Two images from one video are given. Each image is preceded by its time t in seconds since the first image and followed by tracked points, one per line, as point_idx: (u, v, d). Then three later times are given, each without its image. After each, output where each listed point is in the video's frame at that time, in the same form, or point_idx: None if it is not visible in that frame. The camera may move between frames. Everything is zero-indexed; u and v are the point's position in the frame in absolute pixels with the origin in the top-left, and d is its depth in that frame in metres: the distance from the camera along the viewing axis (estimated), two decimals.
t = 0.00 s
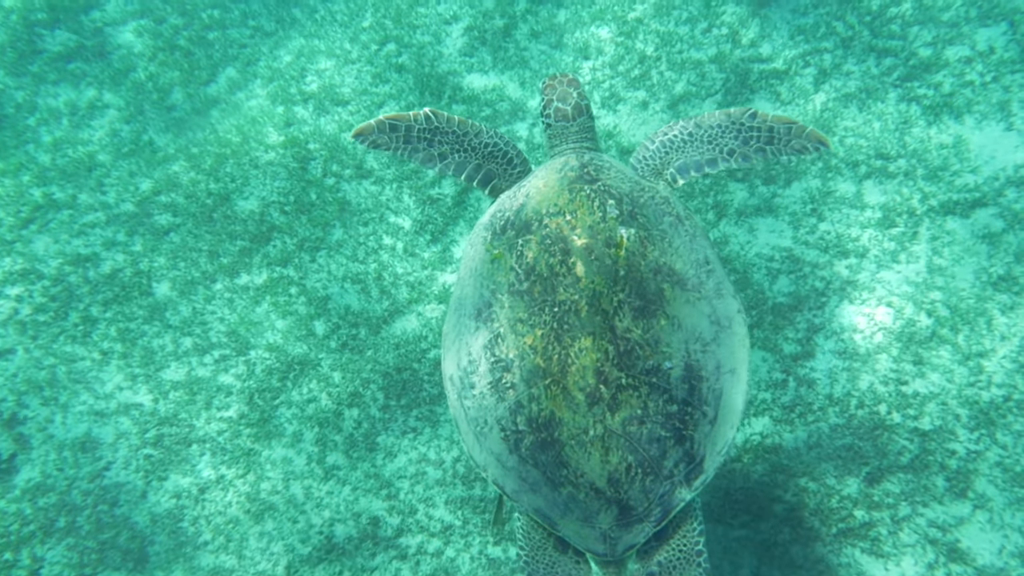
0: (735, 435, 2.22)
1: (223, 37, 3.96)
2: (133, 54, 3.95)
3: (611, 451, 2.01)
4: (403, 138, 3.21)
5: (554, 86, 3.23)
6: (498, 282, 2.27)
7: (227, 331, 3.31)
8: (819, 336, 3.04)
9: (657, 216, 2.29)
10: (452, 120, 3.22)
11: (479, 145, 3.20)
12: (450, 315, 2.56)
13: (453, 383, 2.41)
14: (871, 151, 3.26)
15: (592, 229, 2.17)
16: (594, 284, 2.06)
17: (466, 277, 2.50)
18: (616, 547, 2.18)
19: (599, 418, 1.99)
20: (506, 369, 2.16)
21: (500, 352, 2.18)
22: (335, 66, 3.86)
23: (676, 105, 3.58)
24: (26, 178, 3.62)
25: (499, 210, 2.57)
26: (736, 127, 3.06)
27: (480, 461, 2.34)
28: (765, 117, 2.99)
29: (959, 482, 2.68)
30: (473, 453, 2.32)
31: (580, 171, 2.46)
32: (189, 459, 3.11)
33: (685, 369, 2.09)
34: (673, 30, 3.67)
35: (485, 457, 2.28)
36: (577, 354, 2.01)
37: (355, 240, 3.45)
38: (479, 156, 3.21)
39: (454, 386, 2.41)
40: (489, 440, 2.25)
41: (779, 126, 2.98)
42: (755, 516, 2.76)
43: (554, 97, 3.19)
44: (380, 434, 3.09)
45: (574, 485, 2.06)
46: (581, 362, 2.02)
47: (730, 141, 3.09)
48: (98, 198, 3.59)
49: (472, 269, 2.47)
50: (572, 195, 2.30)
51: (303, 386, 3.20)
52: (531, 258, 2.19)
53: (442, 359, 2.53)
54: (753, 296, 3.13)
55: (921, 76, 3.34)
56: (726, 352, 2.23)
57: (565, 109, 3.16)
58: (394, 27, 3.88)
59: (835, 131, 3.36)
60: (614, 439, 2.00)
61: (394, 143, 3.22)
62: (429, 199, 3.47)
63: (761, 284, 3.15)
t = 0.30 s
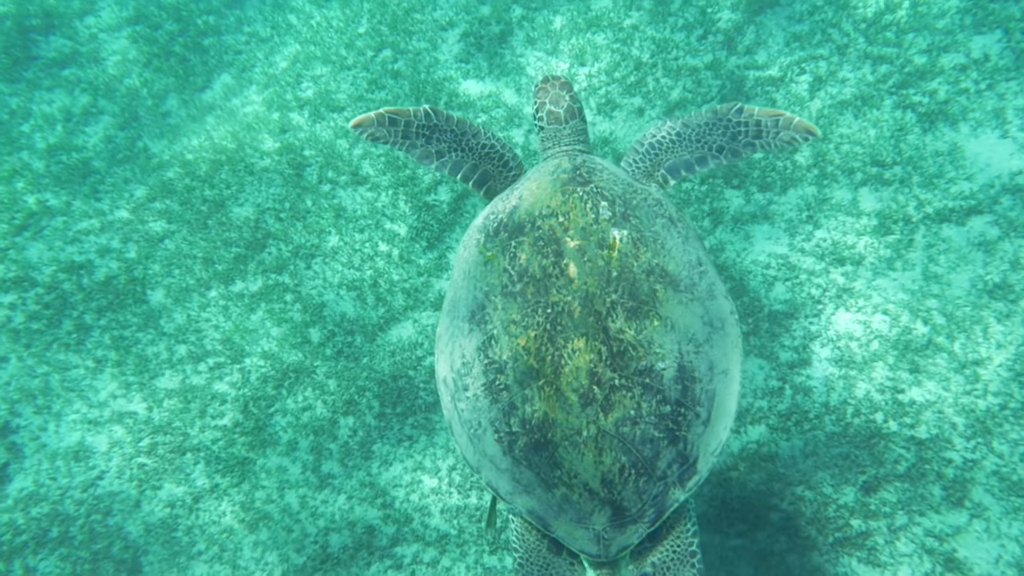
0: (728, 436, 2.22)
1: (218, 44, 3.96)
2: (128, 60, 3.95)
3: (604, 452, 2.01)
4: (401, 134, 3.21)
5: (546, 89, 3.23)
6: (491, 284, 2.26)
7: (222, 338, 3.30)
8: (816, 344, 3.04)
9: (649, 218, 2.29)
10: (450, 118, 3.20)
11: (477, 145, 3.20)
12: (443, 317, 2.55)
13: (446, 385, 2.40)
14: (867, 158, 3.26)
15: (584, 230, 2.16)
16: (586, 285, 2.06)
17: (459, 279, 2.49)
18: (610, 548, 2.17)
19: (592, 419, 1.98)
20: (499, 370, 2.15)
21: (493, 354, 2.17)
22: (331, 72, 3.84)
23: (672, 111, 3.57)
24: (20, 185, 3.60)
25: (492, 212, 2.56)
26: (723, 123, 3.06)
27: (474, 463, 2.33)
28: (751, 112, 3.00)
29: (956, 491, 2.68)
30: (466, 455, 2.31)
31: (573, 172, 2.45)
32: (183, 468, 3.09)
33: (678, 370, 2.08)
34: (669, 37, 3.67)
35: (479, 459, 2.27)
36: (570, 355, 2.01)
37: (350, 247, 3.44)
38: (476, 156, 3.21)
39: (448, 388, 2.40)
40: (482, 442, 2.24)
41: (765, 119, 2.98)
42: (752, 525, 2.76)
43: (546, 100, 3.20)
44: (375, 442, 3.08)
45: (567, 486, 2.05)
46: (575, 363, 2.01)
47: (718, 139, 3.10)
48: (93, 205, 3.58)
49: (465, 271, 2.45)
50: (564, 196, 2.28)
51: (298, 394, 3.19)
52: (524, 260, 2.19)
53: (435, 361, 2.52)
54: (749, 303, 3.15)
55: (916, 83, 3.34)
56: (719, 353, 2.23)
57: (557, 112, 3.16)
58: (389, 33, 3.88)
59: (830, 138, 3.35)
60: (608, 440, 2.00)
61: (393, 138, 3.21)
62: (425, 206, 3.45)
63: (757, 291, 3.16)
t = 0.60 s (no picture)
0: (721, 437, 2.22)
1: (213, 48, 3.95)
2: (122, 65, 3.93)
3: (598, 453, 2.00)
4: (399, 130, 3.19)
5: (539, 92, 3.25)
6: (484, 285, 2.25)
7: (216, 345, 3.29)
8: (811, 350, 3.05)
9: (642, 219, 2.29)
10: (449, 117, 3.20)
11: (474, 145, 3.21)
12: (437, 319, 2.55)
13: (440, 388, 2.40)
14: (862, 164, 3.26)
15: (577, 231, 2.16)
16: (579, 286, 2.06)
17: (452, 281, 2.49)
18: (604, 549, 2.16)
19: (586, 419, 1.98)
20: (492, 371, 2.15)
21: (486, 356, 2.17)
22: (326, 77, 3.83)
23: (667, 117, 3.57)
24: (13, 191, 3.57)
25: (485, 214, 2.56)
26: (712, 120, 3.07)
27: (468, 465, 2.33)
28: (738, 108, 2.99)
29: (952, 499, 2.68)
30: (460, 457, 2.31)
31: (565, 175, 2.46)
32: (177, 476, 3.07)
33: (671, 371, 2.09)
34: (665, 43, 3.67)
35: (473, 461, 2.26)
36: (564, 355, 2.00)
37: (346, 253, 3.43)
38: (473, 156, 3.22)
39: (442, 390, 2.40)
40: (476, 443, 2.24)
41: (753, 115, 2.98)
42: (748, 532, 2.77)
43: (539, 102, 3.21)
44: (370, 450, 3.08)
45: (561, 486, 2.05)
46: (568, 363, 2.01)
47: (707, 136, 3.11)
48: (86, 211, 3.57)
49: (458, 273, 2.45)
50: (557, 197, 2.28)
51: (293, 401, 3.17)
52: (517, 261, 2.18)
53: (429, 363, 2.52)
54: (744, 309, 3.14)
55: (912, 89, 3.34)
56: (712, 354, 2.23)
57: (550, 114, 3.17)
58: (385, 38, 3.87)
59: (826, 143, 3.33)
60: (601, 441, 2.00)
61: (390, 134, 3.20)
62: (421, 211, 3.44)
63: (752, 297, 3.17)
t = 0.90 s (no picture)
0: (713, 437, 2.23)
1: (207, 53, 3.94)
2: (115, 69, 3.91)
3: (591, 453, 2.00)
4: (398, 125, 3.22)
5: (531, 94, 3.25)
6: (477, 287, 2.25)
7: (209, 352, 3.26)
8: (807, 356, 3.05)
9: (634, 221, 2.29)
10: (446, 117, 3.23)
11: (469, 146, 3.22)
12: (430, 321, 2.54)
13: (433, 389, 2.40)
14: (856, 169, 3.27)
15: (570, 232, 2.15)
16: (572, 287, 2.04)
17: (445, 283, 2.48)
18: (597, 549, 2.15)
19: (579, 420, 1.97)
20: (485, 373, 2.14)
21: (479, 357, 2.16)
22: (320, 82, 3.82)
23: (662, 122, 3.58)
24: (6, 197, 3.57)
25: (477, 216, 2.55)
26: (699, 117, 3.12)
27: (461, 467, 2.32)
28: (724, 104, 3.04)
29: (947, 506, 2.68)
30: (453, 459, 2.31)
31: (558, 176, 2.45)
32: (170, 483, 3.04)
33: (664, 371, 2.09)
34: (659, 48, 3.67)
35: (465, 462, 2.26)
36: (557, 356, 1.99)
37: (340, 259, 3.40)
38: (467, 157, 3.21)
39: (435, 392, 2.39)
40: (470, 445, 2.24)
41: (739, 110, 3.03)
42: (744, 540, 2.77)
43: (531, 105, 3.22)
44: (364, 456, 3.08)
45: (554, 487, 2.04)
46: (561, 364, 2.00)
47: (696, 133, 3.15)
48: (79, 216, 3.55)
49: (451, 275, 2.45)
50: (549, 199, 2.27)
51: (287, 408, 3.16)
52: (510, 262, 2.17)
53: (421, 365, 2.51)
54: (739, 315, 3.16)
55: (906, 95, 3.35)
56: (704, 355, 2.24)
57: (542, 116, 3.18)
58: (379, 42, 3.87)
59: (821, 149, 3.33)
60: (594, 442, 1.99)
61: (389, 129, 3.21)
62: (416, 217, 3.43)
63: (747, 303, 3.17)
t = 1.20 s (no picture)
0: (705, 437, 2.25)
1: (200, 58, 3.94)
2: (108, 74, 3.90)
3: (584, 454, 1.99)
4: (393, 121, 3.20)
5: (523, 96, 3.25)
6: (470, 288, 2.23)
7: (202, 358, 3.25)
8: (802, 363, 3.05)
9: (626, 222, 2.28)
10: (442, 116, 3.22)
11: (463, 147, 3.21)
12: (422, 322, 2.54)
13: (426, 390, 2.40)
14: (850, 176, 3.28)
15: (562, 233, 2.12)
16: (564, 287, 2.02)
17: (438, 284, 2.48)
18: (591, 551, 2.17)
19: (572, 421, 1.96)
20: (478, 374, 2.13)
21: (471, 358, 2.15)
22: (314, 87, 3.81)
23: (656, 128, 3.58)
24: None
25: (470, 217, 2.54)
26: (686, 115, 3.12)
27: (455, 468, 2.33)
28: (711, 100, 3.05)
29: (941, 514, 2.67)
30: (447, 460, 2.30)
31: (550, 176, 2.43)
32: (162, 491, 3.02)
33: (656, 372, 2.09)
34: (654, 53, 3.67)
35: (459, 463, 2.26)
36: (549, 357, 1.98)
37: (334, 265, 3.41)
38: (462, 157, 3.21)
39: (428, 393, 2.39)
40: (463, 446, 2.24)
41: (726, 105, 3.04)
42: (738, 548, 2.75)
43: (523, 107, 3.21)
44: (358, 464, 3.06)
45: (547, 488, 2.04)
46: (554, 365, 1.98)
47: (684, 131, 3.15)
48: (71, 222, 3.52)
49: (444, 276, 2.43)
50: (541, 200, 2.25)
51: (280, 415, 3.15)
52: (502, 263, 2.16)
53: (414, 367, 2.50)
54: (734, 321, 3.16)
55: (899, 101, 3.36)
56: (695, 356, 2.26)
57: (534, 118, 3.18)
58: (374, 48, 3.89)
59: (814, 154, 3.34)
60: (587, 443, 1.98)
61: (385, 124, 3.20)
62: (411, 222, 3.45)
63: (742, 309, 3.18)
